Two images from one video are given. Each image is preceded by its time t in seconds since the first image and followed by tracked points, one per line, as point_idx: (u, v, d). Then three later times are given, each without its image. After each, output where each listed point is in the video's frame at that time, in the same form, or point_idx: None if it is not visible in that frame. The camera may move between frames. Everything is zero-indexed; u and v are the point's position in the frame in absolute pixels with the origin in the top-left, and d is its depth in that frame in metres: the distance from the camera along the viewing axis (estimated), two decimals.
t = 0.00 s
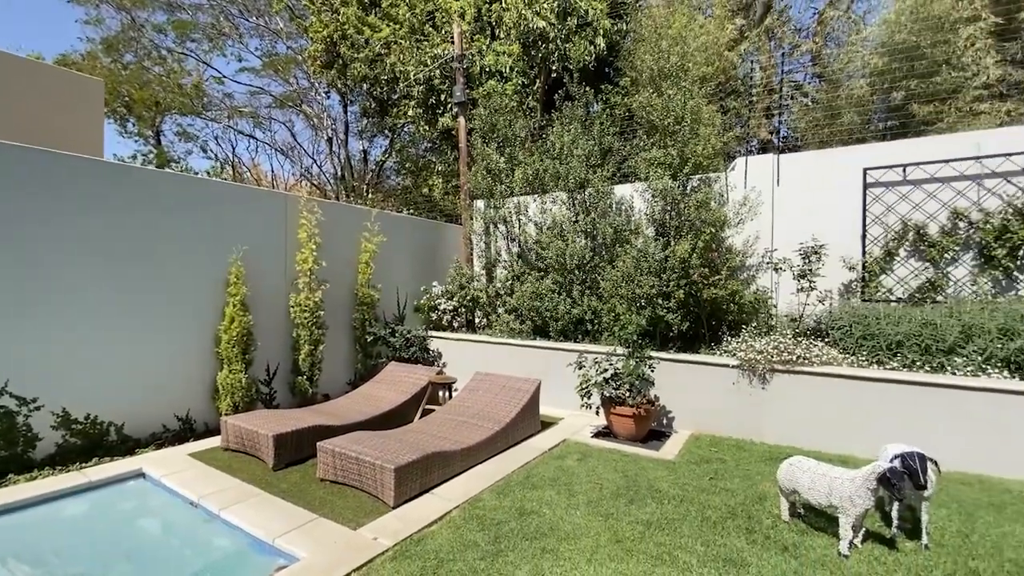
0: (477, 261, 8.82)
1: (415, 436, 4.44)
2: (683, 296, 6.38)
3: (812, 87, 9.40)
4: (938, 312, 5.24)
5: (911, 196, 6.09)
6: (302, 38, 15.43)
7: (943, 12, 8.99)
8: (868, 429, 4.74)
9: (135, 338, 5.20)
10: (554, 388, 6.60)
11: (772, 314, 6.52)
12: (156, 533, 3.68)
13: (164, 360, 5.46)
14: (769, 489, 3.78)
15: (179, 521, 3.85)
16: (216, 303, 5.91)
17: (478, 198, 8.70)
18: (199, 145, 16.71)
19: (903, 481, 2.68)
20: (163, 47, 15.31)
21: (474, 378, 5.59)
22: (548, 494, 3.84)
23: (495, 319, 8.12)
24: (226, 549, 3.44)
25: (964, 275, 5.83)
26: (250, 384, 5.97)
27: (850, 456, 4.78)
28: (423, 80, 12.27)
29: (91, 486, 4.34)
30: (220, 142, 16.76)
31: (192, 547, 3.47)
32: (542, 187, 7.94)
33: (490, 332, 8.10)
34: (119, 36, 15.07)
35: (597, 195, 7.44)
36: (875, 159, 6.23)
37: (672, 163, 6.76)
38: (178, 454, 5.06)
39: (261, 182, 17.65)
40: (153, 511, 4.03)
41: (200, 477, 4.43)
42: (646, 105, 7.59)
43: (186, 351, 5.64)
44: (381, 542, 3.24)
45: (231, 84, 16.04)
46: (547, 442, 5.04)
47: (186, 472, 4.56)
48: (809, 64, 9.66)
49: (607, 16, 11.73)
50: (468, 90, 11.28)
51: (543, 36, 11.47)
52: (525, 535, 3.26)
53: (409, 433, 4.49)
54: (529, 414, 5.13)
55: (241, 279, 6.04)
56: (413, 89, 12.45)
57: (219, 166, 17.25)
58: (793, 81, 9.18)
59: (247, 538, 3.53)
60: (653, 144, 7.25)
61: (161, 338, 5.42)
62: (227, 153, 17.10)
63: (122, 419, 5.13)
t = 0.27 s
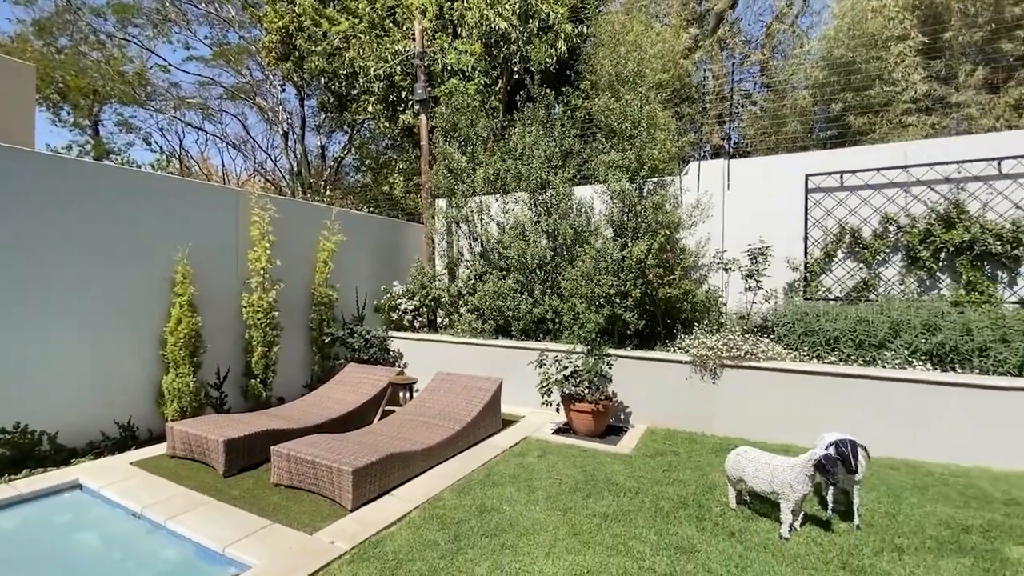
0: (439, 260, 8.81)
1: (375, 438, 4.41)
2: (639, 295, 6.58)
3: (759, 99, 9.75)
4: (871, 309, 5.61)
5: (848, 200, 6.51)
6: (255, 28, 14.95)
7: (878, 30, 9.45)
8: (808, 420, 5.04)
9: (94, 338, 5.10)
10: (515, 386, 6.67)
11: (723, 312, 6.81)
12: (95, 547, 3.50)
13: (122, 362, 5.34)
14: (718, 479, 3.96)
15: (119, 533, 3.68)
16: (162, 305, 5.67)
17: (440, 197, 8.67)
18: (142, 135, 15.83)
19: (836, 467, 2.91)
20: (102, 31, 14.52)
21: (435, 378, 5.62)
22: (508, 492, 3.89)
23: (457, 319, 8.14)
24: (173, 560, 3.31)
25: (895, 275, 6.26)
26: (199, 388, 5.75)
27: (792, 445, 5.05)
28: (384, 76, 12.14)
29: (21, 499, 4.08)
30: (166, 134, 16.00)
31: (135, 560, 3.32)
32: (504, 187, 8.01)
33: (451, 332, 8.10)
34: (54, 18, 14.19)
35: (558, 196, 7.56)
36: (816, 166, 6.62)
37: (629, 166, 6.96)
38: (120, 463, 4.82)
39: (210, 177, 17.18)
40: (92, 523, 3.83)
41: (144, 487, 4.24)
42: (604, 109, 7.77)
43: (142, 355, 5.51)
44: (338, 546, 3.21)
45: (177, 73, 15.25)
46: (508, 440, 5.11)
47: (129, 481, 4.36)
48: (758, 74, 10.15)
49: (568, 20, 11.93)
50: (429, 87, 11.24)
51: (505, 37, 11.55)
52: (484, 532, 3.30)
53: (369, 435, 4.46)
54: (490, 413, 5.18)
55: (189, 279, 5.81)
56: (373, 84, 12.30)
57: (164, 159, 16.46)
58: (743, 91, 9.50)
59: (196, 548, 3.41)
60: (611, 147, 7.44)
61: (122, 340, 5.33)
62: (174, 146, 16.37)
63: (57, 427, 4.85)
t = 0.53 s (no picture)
0: (400, 259, 8.74)
1: (332, 441, 4.36)
2: (599, 294, 6.73)
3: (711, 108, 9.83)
4: (813, 307, 5.94)
5: (792, 204, 6.87)
6: (205, 16, 14.34)
7: (819, 45, 10.07)
8: (755, 413, 5.30)
9: (28, 338, 4.81)
10: (477, 386, 6.70)
11: (678, 310, 7.04)
12: (28, 563, 3.30)
13: (59, 366, 5.05)
14: (672, 472, 4.12)
15: (54, 548, 3.48)
16: (102, 306, 5.38)
17: (401, 195, 8.59)
18: (77, 125, 14.75)
19: (778, 455, 3.08)
20: (35, 12, 13.23)
21: (396, 378, 5.60)
22: (469, 491, 3.93)
23: (419, 318, 8.09)
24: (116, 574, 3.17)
25: (834, 275, 6.66)
26: (142, 393, 5.50)
27: (741, 437, 5.29)
28: (343, 70, 11.91)
29: None
30: (105, 124, 15.09)
31: None
32: (465, 187, 8.02)
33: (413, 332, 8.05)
34: None
35: (520, 197, 7.63)
36: (764, 171, 6.95)
37: (589, 168, 7.10)
38: (54, 474, 4.55)
39: (154, 170, 16.28)
40: (24, 539, 3.61)
41: (82, 499, 4.03)
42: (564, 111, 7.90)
43: (80, 358, 5.21)
44: (293, 552, 3.15)
45: (119, 59, 14.36)
46: (469, 439, 5.14)
47: (65, 493, 4.13)
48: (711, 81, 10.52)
49: (530, 22, 12.04)
50: (390, 84, 11.14)
51: (467, 36, 11.54)
52: (445, 531, 3.33)
53: (326, 438, 4.40)
54: (451, 413, 5.20)
55: (131, 279, 5.54)
56: (331, 79, 12.05)
57: (103, 151, 15.50)
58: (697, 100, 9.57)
59: (140, 561, 3.27)
60: (571, 149, 7.58)
61: (62, 342, 5.06)
62: (115, 138, 15.47)
63: None
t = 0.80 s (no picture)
0: (360, 259, 8.62)
1: (287, 445, 4.26)
2: (559, 294, 6.83)
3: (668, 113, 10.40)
4: (760, 305, 6.23)
5: (742, 208, 7.18)
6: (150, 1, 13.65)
7: (767, 56, 10.74)
8: (707, 408, 5.52)
9: None
10: (438, 386, 6.70)
11: (635, 309, 7.24)
12: None
13: None
14: (628, 466, 4.25)
15: None
16: (34, 308, 5.06)
17: (361, 193, 8.46)
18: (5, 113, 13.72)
19: (725, 446, 3.23)
20: None
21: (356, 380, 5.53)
22: (428, 491, 3.93)
23: (380, 318, 8.00)
24: None
25: (779, 275, 7.00)
26: (79, 400, 5.21)
27: (694, 431, 5.50)
28: (299, 63, 11.60)
29: None
30: (37, 113, 14.10)
31: None
32: (427, 186, 7.97)
33: (374, 333, 7.95)
34: None
35: (482, 197, 7.64)
36: (716, 175, 7.24)
37: (550, 170, 7.20)
38: None
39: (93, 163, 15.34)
40: None
41: (10, 513, 3.79)
42: (525, 112, 7.97)
43: (8, 364, 4.89)
44: (244, 561, 3.07)
45: (53, 43, 13.30)
46: (430, 440, 5.13)
47: None
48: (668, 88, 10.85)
49: (491, 22, 12.08)
50: (350, 79, 10.99)
51: (428, 33, 11.45)
52: (403, 533, 3.33)
53: (280, 443, 4.30)
54: (411, 414, 5.17)
55: (66, 279, 5.23)
56: (287, 72, 11.72)
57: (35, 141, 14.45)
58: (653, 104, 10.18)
59: None
60: (532, 150, 7.66)
61: None
62: (49, 128, 14.49)
63: None
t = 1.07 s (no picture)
0: (317, 259, 8.42)
1: (238, 451, 4.12)
2: (521, 294, 6.88)
3: (629, 117, 10.58)
4: (713, 304, 6.47)
5: (696, 210, 7.44)
6: None
7: (720, 65, 11.06)
8: (662, 404, 5.69)
9: None
10: (398, 387, 6.63)
11: (594, 309, 7.38)
12: None
13: None
14: (586, 462, 4.34)
15: None
16: None
17: (318, 190, 8.27)
18: None
19: (675, 440, 3.38)
20: None
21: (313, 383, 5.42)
22: (386, 493, 3.89)
23: (338, 319, 7.84)
24: None
25: (730, 276, 7.29)
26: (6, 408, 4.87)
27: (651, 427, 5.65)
28: (253, 55, 11.22)
29: None
30: None
31: None
32: (387, 185, 7.86)
33: (332, 334, 7.79)
34: None
35: (444, 196, 7.60)
36: (672, 178, 7.46)
37: (512, 170, 7.25)
38: None
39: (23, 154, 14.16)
40: None
41: None
42: (487, 112, 7.99)
43: None
44: (190, 572, 2.95)
45: None
46: (389, 442, 5.07)
47: None
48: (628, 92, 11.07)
49: (454, 20, 12.02)
50: (306, 73, 10.77)
51: (389, 29, 11.29)
52: (359, 537, 3.28)
53: (231, 449, 4.15)
54: (370, 416, 5.11)
55: None
56: (240, 63, 11.32)
57: None
58: (614, 108, 10.37)
59: None
60: (493, 150, 7.68)
61: None
62: None
63: None
